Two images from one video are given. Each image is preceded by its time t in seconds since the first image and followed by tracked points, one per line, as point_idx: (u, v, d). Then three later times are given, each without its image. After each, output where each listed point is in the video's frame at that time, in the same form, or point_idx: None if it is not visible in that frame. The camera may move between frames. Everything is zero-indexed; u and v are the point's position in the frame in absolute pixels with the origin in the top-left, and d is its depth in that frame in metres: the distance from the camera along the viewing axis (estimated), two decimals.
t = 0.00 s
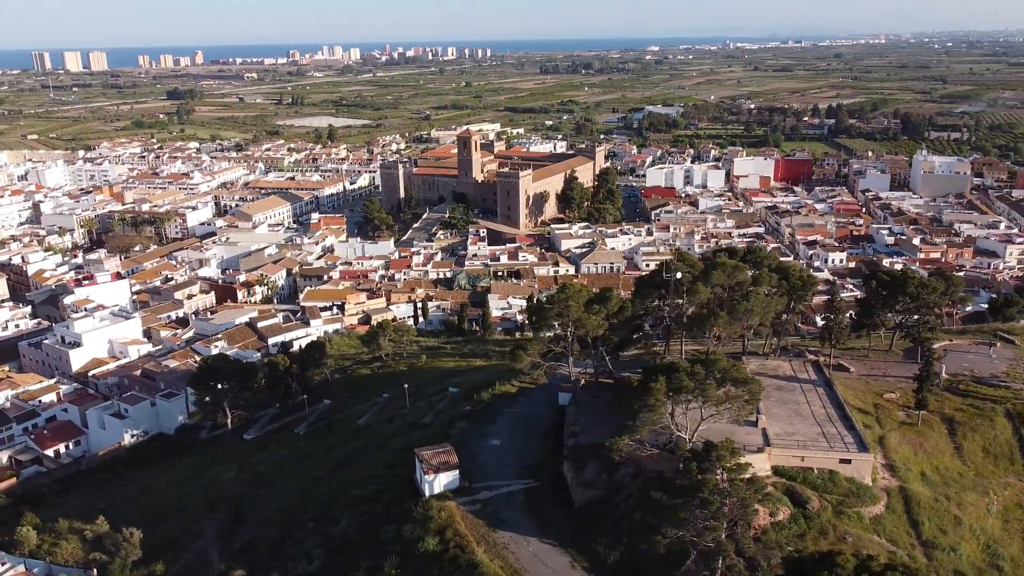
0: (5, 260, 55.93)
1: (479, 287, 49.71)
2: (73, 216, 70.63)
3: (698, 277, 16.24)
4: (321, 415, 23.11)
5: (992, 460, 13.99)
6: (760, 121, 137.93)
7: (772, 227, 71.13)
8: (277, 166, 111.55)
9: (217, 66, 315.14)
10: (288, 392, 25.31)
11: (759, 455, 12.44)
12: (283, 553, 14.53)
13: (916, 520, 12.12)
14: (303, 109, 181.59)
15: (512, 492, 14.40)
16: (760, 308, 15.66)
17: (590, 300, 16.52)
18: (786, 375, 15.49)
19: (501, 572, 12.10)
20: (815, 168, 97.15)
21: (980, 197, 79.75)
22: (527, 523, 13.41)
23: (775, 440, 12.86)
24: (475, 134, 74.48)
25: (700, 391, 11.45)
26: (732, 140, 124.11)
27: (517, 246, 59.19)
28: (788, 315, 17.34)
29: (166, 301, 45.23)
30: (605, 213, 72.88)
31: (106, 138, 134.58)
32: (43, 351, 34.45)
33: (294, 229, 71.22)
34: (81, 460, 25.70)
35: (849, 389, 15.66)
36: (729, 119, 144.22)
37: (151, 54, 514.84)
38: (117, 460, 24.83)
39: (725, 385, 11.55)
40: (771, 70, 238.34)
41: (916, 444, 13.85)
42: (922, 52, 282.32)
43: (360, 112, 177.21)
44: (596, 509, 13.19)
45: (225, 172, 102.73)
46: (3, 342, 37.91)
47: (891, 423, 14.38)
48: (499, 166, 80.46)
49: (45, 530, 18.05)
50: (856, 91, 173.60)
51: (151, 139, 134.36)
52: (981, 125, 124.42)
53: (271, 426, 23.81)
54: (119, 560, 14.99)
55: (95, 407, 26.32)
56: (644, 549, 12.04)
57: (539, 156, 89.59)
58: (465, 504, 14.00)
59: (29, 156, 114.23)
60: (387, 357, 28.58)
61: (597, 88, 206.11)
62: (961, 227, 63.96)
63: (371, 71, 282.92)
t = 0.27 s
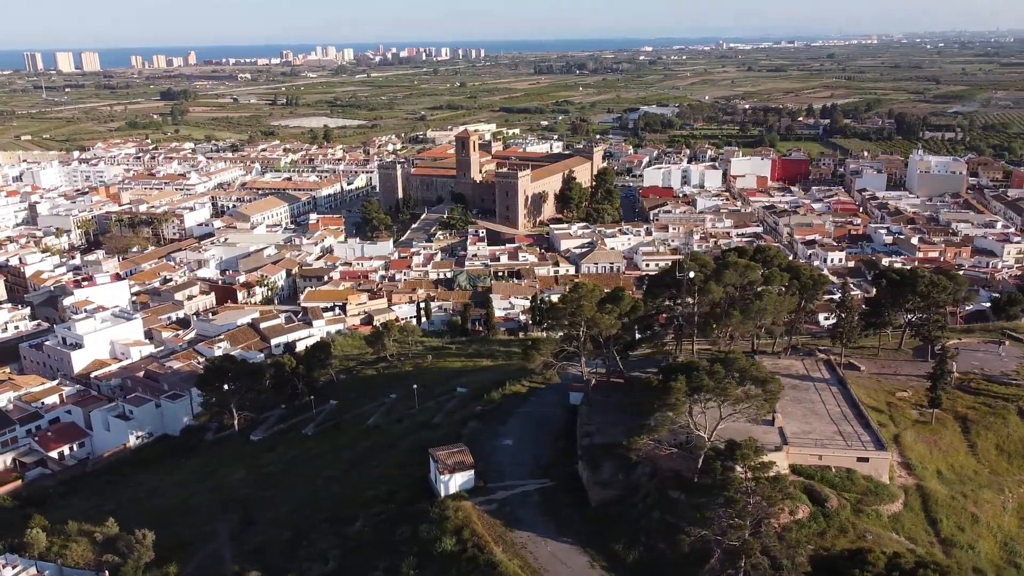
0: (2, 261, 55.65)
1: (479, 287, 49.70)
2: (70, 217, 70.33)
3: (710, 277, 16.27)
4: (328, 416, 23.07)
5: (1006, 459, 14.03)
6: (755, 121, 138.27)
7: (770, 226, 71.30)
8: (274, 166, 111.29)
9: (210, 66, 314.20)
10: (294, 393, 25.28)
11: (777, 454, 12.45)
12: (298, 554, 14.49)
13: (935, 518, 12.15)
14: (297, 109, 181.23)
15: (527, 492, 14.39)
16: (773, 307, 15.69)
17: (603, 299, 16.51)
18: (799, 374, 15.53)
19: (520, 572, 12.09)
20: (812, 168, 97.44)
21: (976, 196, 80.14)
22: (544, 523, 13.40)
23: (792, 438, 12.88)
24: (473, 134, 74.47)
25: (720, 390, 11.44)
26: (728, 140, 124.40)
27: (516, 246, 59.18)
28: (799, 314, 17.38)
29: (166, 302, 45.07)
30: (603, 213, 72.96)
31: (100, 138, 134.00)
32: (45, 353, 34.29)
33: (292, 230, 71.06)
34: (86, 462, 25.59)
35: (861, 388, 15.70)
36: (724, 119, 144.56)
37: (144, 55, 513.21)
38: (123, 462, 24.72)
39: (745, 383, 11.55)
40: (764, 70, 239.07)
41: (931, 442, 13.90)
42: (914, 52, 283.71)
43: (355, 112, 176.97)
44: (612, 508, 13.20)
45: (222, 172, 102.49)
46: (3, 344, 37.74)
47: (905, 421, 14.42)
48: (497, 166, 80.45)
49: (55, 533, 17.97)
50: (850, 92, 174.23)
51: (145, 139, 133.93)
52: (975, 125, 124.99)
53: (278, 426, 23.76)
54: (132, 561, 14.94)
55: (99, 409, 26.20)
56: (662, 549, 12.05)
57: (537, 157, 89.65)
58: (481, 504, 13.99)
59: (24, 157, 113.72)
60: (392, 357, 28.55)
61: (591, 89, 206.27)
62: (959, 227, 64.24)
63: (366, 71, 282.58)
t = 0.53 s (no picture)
0: None
1: (480, 287, 49.66)
2: (67, 217, 70.02)
3: (723, 275, 16.34)
4: (335, 416, 23.03)
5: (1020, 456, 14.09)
6: (751, 121, 138.51)
7: (768, 226, 71.45)
8: (270, 166, 110.98)
9: (204, 66, 313.09)
10: (301, 393, 25.23)
11: (795, 452, 12.48)
12: (313, 554, 14.46)
13: (952, 515, 12.21)
14: (292, 109, 180.81)
15: (542, 491, 14.38)
16: (786, 306, 15.72)
17: (616, 298, 16.51)
18: (812, 372, 15.59)
19: (540, 571, 12.09)
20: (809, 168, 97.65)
21: (973, 195, 80.43)
22: (561, 522, 13.40)
23: (809, 436, 12.92)
24: (472, 134, 74.43)
25: (742, 389, 11.43)
26: (724, 140, 124.62)
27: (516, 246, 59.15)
28: (810, 312, 17.42)
29: (167, 304, 44.90)
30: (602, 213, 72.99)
31: (94, 139, 133.40)
32: (46, 354, 34.13)
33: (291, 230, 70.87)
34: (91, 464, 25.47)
35: (873, 386, 15.76)
36: (720, 119, 144.82)
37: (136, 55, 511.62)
38: (128, 463, 24.61)
39: (765, 381, 11.54)
40: (758, 70, 239.60)
41: (946, 440, 13.95)
42: (906, 52, 284.76)
43: (350, 112, 176.62)
44: (630, 507, 13.22)
45: (219, 173, 102.21)
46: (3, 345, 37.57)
47: (919, 419, 14.48)
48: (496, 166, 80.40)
49: (65, 534, 17.89)
50: (844, 91, 174.77)
51: (140, 139, 133.47)
52: (969, 124, 125.49)
53: (285, 427, 23.72)
54: (146, 562, 14.87)
55: (104, 410, 26.08)
56: (682, 547, 12.06)
57: (535, 157, 89.66)
58: (498, 504, 13.97)
59: (19, 158, 113.19)
60: (397, 358, 28.52)
61: (586, 89, 206.24)
62: (956, 226, 64.45)
63: (360, 72, 282.05)
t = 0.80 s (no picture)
0: None
1: (481, 287, 49.67)
2: (64, 218, 69.75)
3: (735, 275, 16.36)
4: (343, 417, 23.00)
5: None
6: (746, 121, 138.80)
7: (766, 226, 71.62)
8: (267, 167, 110.76)
9: (197, 67, 312.26)
10: (308, 394, 25.19)
11: (813, 450, 12.49)
12: (328, 555, 14.43)
13: (970, 513, 12.25)
14: (287, 110, 180.55)
15: (558, 491, 14.38)
16: (800, 305, 15.74)
17: (629, 298, 16.51)
18: (826, 371, 15.60)
19: (559, 570, 12.09)
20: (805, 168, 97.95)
21: (969, 195, 80.78)
22: (578, 522, 13.40)
23: (826, 435, 12.92)
24: (471, 134, 74.39)
25: (762, 388, 11.44)
26: (720, 140, 124.90)
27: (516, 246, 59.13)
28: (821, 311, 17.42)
29: (167, 304, 44.80)
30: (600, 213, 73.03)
31: (89, 140, 132.93)
32: (48, 355, 34.02)
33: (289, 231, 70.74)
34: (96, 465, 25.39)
35: (886, 384, 15.79)
36: (715, 119, 145.14)
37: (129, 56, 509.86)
38: (134, 465, 24.52)
39: (784, 380, 11.55)
40: (753, 70, 240.19)
41: (961, 438, 14.00)
42: (899, 52, 285.92)
43: (345, 113, 176.46)
44: (647, 507, 13.21)
45: (215, 173, 101.93)
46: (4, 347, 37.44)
47: (933, 417, 14.53)
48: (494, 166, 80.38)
49: (75, 536, 17.84)
50: (838, 91, 175.41)
51: (135, 140, 133.03)
52: (963, 124, 126.10)
53: (293, 427, 23.68)
54: (160, 563, 14.83)
55: (109, 412, 25.99)
56: (701, 546, 12.08)
57: (533, 157, 89.68)
58: (514, 503, 13.97)
59: (13, 159, 112.68)
60: (402, 358, 28.49)
61: (581, 89, 206.42)
62: (954, 225, 64.69)
63: (354, 72, 281.67)
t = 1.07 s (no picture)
0: None
1: (482, 287, 49.65)
2: (62, 219, 69.45)
3: (748, 274, 16.38)
4: (351, 417, 22.97)
5: None
6: (742, 121, 139.08)
7: (765, 225, 71.77)
8: (264, 167, 110.53)
9: (190, 67, 311.19)
10: (314, 394, 25.11)
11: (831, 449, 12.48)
12: (344, 556, 14.41)
13: (988, 511, 12.31)
14: (282, 110, 180.19)
15: (574, 491, 14.37)
16: (814, 304, 15.73)
17: (642, 298, 16.51)
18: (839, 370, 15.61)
19: (580, 571, 12.06)
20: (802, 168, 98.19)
21: (965, 194, 81.10)
22: (596, 521, 13.40)
23: (844, 434, 12.93)
24: (470, 134, 74.34)
25: (783, 387, 11.46)
26: (716, 140, 125.15)
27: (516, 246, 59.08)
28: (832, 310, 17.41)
29: (168, 306, 44.67)
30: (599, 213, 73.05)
31: (84, 140, 132.39)
32: (50, 357, 33.84)
33: (288, 231, 70.58)
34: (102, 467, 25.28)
35: (899, 383, 15.82)
36: (711, 119, 145.38)
37: (122, 56, 508.10)
38: (141, 466, 24.43)
39: (805, 379, 11.56)
40: (747, 70, 240.79)
41: (976, 436, 14.05)
42: (891, 52, 287.02)
43: (341, 113, 176.20)
44: (664, 507, 13.21)
45: (212, 174, 101.63)
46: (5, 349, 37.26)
47: (947, 415, 14.58)
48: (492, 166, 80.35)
49: (85, 538, 17.79)
50: (833, 91, 175.99)
51: (130, 141, 132.55)
52: (958, 123, 126.68)
53: (300, 428, 23.63)
54: (173, 565, 14.79)
55: (114, 413, 25.89)
56: (720, 545, 12.10)
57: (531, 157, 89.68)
58: (531, 503, 13.97)
59: (8, 160, 112.10)
60: (407, 358, 28.45)
61: (576, 89, 206.57)
62: (952, 224, 64.92)
63: (348, 72, 281.27)
